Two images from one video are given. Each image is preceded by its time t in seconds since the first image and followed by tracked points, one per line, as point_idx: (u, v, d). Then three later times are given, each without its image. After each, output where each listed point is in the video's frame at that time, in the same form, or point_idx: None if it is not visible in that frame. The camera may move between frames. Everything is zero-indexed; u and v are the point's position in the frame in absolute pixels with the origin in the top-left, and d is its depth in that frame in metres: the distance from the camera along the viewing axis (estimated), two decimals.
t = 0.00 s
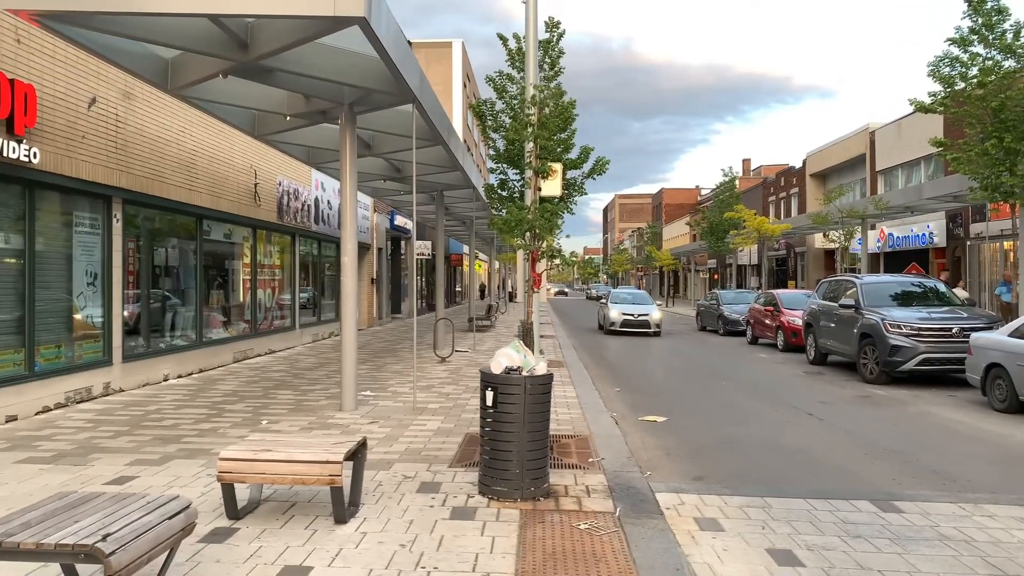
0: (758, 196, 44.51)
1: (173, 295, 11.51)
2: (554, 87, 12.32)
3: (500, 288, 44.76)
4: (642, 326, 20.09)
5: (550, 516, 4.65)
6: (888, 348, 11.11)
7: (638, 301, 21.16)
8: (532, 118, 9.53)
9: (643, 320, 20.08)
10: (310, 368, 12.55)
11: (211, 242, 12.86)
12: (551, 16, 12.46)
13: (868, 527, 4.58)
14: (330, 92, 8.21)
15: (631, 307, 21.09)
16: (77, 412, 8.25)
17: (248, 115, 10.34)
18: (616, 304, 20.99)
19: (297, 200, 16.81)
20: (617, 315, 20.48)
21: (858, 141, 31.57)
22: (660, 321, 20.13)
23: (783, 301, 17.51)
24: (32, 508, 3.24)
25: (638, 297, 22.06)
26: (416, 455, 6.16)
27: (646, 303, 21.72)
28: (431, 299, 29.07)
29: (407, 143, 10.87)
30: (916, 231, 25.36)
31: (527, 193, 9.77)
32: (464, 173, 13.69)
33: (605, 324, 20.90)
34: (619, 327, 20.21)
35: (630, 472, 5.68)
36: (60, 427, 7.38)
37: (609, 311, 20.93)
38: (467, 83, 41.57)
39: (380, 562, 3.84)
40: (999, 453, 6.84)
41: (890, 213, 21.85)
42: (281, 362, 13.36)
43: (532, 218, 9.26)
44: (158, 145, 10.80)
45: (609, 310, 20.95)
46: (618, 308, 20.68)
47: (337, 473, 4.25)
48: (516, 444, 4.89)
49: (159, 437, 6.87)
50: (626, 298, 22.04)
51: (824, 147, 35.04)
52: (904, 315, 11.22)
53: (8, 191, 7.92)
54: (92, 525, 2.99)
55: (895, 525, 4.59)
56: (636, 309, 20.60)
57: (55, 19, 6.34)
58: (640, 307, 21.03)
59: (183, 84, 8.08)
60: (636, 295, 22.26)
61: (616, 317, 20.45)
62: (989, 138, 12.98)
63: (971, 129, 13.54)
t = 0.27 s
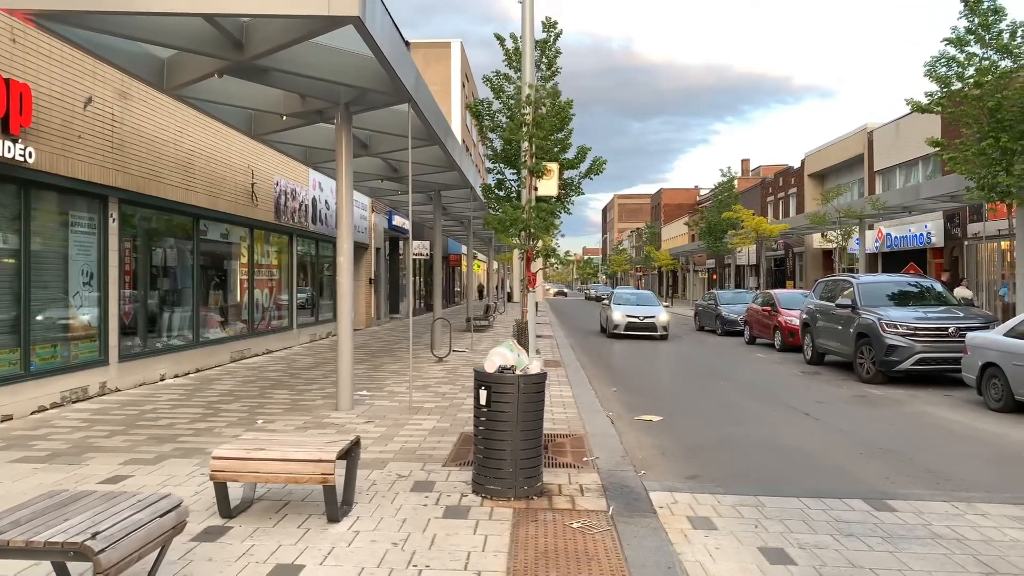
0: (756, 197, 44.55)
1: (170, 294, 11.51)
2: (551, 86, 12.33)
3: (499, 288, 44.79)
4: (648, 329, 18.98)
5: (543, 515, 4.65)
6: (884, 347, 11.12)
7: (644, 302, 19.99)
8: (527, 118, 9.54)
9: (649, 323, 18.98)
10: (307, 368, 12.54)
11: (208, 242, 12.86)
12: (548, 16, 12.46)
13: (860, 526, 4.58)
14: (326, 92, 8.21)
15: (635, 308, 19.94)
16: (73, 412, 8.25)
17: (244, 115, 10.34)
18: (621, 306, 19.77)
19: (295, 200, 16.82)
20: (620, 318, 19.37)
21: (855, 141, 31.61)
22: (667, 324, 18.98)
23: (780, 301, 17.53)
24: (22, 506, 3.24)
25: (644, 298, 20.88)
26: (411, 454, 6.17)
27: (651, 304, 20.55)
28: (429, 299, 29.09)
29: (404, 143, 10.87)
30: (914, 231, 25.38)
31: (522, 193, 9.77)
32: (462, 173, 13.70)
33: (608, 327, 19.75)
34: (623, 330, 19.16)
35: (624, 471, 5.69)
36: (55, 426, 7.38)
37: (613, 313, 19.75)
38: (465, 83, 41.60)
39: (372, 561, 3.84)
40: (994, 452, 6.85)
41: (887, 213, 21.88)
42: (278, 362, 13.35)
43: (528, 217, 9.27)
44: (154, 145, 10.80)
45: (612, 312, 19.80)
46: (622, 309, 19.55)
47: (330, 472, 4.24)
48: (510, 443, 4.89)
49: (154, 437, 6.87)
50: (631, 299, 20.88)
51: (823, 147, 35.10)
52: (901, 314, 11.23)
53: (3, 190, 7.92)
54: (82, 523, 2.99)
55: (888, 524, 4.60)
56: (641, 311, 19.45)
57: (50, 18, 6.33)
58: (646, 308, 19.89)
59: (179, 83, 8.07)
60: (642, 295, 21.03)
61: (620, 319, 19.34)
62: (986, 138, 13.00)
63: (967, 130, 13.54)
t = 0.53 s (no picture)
0: (755, 197, 44.56)
1: (167, 294, 11.51)
2: (549, 86, 12.32)
3: (498, 288, 44.80)
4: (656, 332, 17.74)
5: (538, 514, 4.65)
6: (881, 347, 11.12)
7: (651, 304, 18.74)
8: (524, 117, 9.55)
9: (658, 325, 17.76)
10: (305, 368, 12.53)
11: (205, 241, 12.84)
12: (546, 15, 12.46)
13: (855, 525, 4.58)
14: (323, 92, 8.20)
15: (642, 309, 18.73)
16: (70, 411, 8.24)
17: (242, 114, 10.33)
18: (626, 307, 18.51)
19: (293, 200, 16.80)
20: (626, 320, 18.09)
21: (854, 142, 31.63)
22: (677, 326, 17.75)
23: (779, 301, 17.52)
24: (14, 505, 3.24)
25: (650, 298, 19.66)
26: (407, 454, 6.17)
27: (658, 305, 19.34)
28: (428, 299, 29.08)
29: (401, 142, 10.87)
30: (913, 231, 25.38)
31: (519, 192, 9.77)
32: (460, 172, 13.70)
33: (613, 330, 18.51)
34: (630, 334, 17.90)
35: (619, 470, 5.69)
36: (52, 426, 7.37)
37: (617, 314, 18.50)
38: (465, 83, 41.63)
39: (366, 560, 3.84)
40: (990, 451, 6.85)
41: (886, 213, 21.90)
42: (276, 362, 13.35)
43: (525, 217, 9.27)
44: (152, 144, 10.80)
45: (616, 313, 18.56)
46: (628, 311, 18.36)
47: (325, 471, 4.24)
48: (505, 442, 4.90)
49: (150, 436, 6.86)
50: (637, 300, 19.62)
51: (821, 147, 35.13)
52: (898, 314, 11.24)
53: None
54: (74, 522, 2.99)
55: (882, 523, 4.60)
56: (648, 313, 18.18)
57: (46, 18, 6.33)
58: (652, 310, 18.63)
59: (175, 83, 8.07)
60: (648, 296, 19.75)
61: (626, 322, 18.10)
62: (984, 138, 13.00)
63: (965, 130, 13.54)
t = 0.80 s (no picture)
0: (754, 196, 44.58)
1: (165, 294, 11.49)
2: (547, 86, 12.31)
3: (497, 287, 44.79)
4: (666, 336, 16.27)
5: (535, 513, 4.65)
6: (879, 347, 11.12)
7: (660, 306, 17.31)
8: (522, 117, 9.55)
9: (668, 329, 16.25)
10: (303, 367, 12.52)
11: (204, 241, 12.83)
12: (544, 15, 12.47)
13: (852, 524, 4.58)
14: (321, 91, 8.20)
15: (650, 311, 17.27)
16: (67, 411, 8.23)
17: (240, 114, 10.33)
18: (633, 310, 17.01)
19: (291, 200, 16.79)
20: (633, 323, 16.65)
21: (853, 142, 31.63)
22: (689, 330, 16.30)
23: (777, 301, 17.51)
24: (9, 504, 3.24)
25: (658, 299, 18.18)
26: (404, 453, 6.16)
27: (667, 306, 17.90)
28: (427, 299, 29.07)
29: (399, 142, 10.86)
30: (912, 231, 25.38)
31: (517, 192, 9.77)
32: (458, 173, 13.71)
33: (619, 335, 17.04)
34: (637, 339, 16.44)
35: (617, 470, 5.68)
36: (49, 425, 7.37)
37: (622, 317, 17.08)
38: (464, 83, 41.62)
39: (362, 559, 3.84)
40: (987, 451, 6.85)
41: (885, 213, 21.89)
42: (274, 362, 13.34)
43: (523, 218, 9.26)
44: (150, 144, 10.79)
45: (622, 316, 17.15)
46: (634, 313, 16.93)
47: (321, 471, 4.23)
48: (501, 441, 4.89)
49: (147, 436, 6.86)
50: (644, 300, 18.11)
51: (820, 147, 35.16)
52: (896, 314, 11.24)
53: None
54: (68, 521, 2.99)
55: (879, 523, 4.60)
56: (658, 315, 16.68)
57: (42, 17, 6.32)
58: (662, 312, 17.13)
59: (173, 82, 8.06)
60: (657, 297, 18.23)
61: (633, 325, 16.68)
62: (982, 138, 13.00)
63: (964, 130, 13.53)
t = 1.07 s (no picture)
0: (753, 197, 44.59)
1: (164, 293, 11.48)
2: (546, 86, 12.31)
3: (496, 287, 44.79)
4: (677, 342, 14.88)
5: (532, 513, 4.64)
6: (878, 347, 11.12)
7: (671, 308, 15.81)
8: (521, 117, 9.55)
9: (680, 334, 14.85)
10: (302, 367, 12.50)
11: (203, 241, 12.82)
12: (544, 15, 12.47)
13: (850, 524, 4.58)
14: (319, 91, 8.19)
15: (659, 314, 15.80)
16: (65, 410, 8.22)
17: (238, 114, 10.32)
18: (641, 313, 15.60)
19: (290, 199, 16.77)
20: (641, 328, 15.24)
21: (853, 142, 31.63)
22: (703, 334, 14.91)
23: (776, 301, 17.51)
24: (5, 504, 3.23)
25: (667, 300, 16.78)
26: (402, 453, 6.16)
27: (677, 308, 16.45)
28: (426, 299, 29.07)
29: (398, 142, 10.85)
30: (911, 231, 25.39)
31: (515, 192, 9.75)
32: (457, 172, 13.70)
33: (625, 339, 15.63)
34: (645, 345, 15.06)
35: (614, 470, 5.68)
36: (47, 425, 7.36)
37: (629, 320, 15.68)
38: (463, 83, 41.61)
39: (359, 559, 3.83)
40: (986, 451, 6.85)
41: (884, 213, 21.88)
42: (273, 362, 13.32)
43: (521, 218, 9.25)
44: (148, 143, 10.79)
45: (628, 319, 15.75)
46: (642, 317, 15.46)
47: (318, 470, 4.23)
48: (499, 441, 4.89)
49: (145, 435, 6.85)
50: (653, 302, 16.67)
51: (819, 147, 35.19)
52: (895, 314, 11.24)
53: None
54: (64, 521, 2.98)
55: (876, 523, 4.60)
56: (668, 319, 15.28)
57: (40, 16, 6.32)
58: (673, 315, 15.69)
59: (171, 82, 8.05)
60: (667, 297, 16.78)
61: (641, 330, 15.28)
62: (981, 138, 13.00)
63: (963, 130, 13.53)
